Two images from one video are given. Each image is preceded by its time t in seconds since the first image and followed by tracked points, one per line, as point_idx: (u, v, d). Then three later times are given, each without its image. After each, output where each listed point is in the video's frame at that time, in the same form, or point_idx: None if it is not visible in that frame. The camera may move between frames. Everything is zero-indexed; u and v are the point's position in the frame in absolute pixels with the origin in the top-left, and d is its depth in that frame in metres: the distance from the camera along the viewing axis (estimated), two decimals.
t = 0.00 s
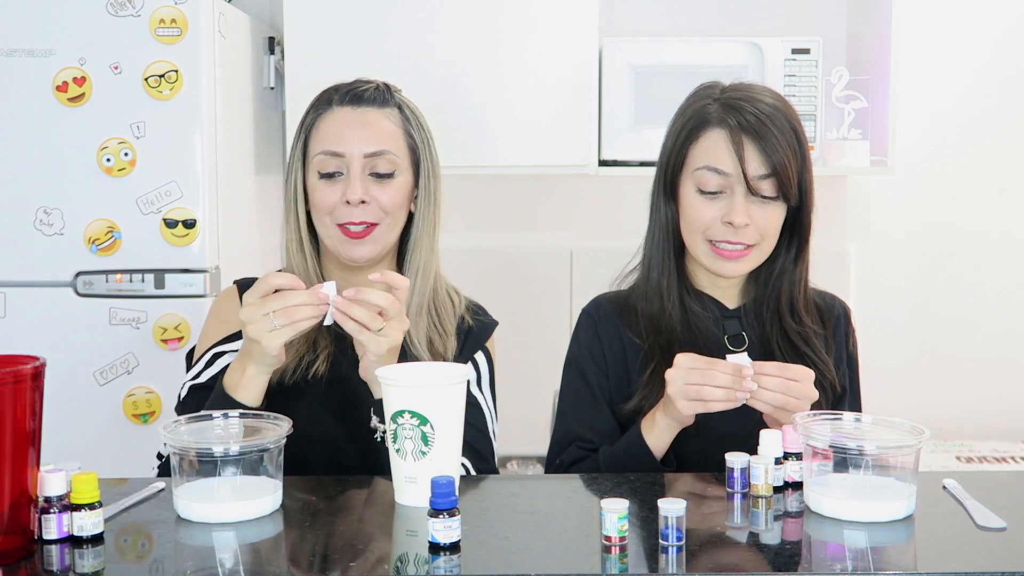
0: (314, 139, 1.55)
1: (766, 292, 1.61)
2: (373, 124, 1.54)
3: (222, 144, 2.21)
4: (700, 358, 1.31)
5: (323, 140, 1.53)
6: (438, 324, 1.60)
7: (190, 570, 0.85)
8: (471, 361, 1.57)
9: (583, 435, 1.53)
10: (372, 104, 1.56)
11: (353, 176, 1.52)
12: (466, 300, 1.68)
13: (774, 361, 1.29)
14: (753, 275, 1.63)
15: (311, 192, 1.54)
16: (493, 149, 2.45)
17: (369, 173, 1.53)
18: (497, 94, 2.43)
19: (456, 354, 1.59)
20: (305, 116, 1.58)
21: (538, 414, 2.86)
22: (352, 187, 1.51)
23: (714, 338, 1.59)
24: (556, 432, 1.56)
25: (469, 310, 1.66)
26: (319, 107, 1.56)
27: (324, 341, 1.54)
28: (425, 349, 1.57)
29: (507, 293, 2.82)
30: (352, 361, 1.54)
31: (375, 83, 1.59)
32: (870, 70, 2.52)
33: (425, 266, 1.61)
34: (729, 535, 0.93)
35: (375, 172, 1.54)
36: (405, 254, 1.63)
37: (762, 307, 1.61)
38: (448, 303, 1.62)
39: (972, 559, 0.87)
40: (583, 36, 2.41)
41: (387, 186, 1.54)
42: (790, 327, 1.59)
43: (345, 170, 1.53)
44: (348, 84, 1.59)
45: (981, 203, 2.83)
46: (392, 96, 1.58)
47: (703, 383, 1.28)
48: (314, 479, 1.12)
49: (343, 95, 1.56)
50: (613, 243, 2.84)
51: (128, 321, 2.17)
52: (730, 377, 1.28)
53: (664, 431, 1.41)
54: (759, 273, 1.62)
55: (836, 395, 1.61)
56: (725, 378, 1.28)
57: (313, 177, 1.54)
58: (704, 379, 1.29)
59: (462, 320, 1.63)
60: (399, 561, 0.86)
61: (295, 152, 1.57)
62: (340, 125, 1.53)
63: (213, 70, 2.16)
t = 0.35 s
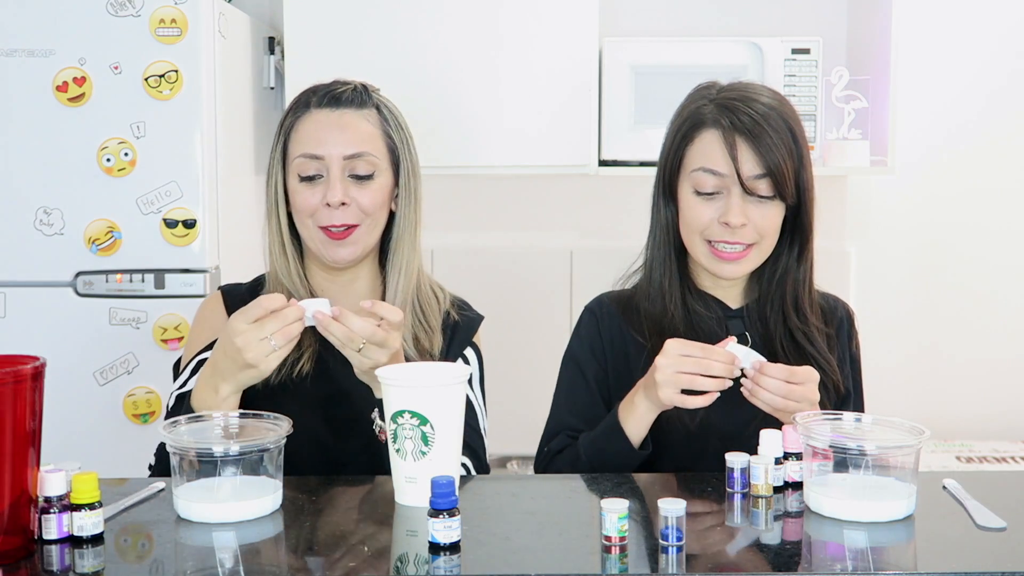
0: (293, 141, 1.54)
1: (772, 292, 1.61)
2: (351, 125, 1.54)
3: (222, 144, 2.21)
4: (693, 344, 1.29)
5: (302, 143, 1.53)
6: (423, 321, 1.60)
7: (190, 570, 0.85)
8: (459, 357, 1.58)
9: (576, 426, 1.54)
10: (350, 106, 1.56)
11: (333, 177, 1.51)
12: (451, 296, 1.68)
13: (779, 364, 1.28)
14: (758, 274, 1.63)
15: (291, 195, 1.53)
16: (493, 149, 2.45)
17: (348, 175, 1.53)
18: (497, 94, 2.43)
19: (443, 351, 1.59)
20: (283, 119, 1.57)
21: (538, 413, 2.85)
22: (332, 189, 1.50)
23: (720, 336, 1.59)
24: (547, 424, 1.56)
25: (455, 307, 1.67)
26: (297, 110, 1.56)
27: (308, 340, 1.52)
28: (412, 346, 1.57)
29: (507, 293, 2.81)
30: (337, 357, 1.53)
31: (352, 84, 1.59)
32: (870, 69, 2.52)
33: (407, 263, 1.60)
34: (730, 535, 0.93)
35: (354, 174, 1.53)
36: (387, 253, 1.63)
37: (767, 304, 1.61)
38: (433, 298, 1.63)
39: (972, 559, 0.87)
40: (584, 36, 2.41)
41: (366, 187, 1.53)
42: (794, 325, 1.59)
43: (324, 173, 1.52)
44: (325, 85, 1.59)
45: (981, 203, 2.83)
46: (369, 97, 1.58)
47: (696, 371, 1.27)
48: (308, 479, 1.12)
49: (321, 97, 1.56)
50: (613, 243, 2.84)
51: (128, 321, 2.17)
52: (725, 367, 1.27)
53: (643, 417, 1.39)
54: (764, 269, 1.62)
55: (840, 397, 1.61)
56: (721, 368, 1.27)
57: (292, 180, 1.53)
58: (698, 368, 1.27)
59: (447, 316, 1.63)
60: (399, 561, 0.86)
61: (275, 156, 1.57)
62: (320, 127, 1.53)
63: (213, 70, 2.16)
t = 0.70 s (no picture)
0: (287, 141, 1.54)
1: (770, 291, 1.61)
2: (345, 125, 1.54)
3: (222, 144, 2.21)
4: (689, 338, 1.28)
5: (296, 142, 1.53)
6: (415, 318, 1.59)
7: (190, 570, 0.85)
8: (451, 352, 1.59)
9: (573, 421, 1.54)
10: (344, 106, 1.56)
11: (328, 178, 1.51)
12: (443, 292, 1.69)
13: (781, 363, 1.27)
14: (756, 272, 1.63)
15: (285, 195, 1.53)
16: (493, 150, 2.46)
17: (342, 175, 1.53)
18: (497, 94, 2.43)
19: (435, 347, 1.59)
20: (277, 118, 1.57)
21: (537, 413, 2.86)
22: (327, 189, 1.50)
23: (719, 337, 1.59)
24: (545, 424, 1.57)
25: (446, 300, 1.67)
26: (292, 110, 1.56)
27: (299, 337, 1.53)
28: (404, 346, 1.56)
29: (507, 293, 2.82)
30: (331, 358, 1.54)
31: (347, 84, 1.59)
32: (870, 69, 2.52)
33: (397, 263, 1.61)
34: (729, 535, 0.93)
35: (348, 174, 1.53)
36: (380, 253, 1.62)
37: (765, 303, 1.61)
38: (425, 296, 1.63)
39: (973, 559, 0.87)
40: (584, 36, 2.41)
41: (361, 187, 1.53)
42: (794, 323, 1.59)
43: (319, 173, 1.52)
44: (320, 86, 1.59)
45: (980, 202, 2.83)
46: (363, 97, 1.58)
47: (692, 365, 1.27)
48: (309, 480, 1.12)
49: (316, 97, 1.56)
50: (613, 243, 2.84)
51: (128, 321, 2.17)
52: (720, 362, 1.28)
53: (638, 410, 1.39)
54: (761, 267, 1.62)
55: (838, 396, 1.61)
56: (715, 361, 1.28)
57: (287, 180, 1.53)
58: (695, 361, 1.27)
59: (440, 309, 1.64)
60: (399, 561, 0.86)
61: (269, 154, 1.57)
62: (314, 126, 1.53)
63: (213, 70, 2.16)
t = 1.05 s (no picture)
0: (289, 136, 1.54)
1: (763, 291, 1.60)
2: (347, 122, 1.54)
3: (222, 144, 2.21)
4: (679, 353, 1.28)
5: (299, 137, 1.53)
6: (414, 317, 1.60)
7: (190, 570, 0.85)
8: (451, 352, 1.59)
9: (576, 431, 1.54)
10: (350, 106, 1.56)
11: (331, 174, 1.51)
12: (441, 289, 1.69)
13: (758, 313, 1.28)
14: (746, 270, 1.62)
15: (285, 189, 1.53)
16: (493, 150, 2.46)
17: (345, 173, 1.53)
18: (497, 94, 2.43)
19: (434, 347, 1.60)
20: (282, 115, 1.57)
21: (537, 413, 2.85)
22: (329, 185, 1.51)
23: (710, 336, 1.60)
24: (556, 437, 1.56)
25: (444, 298, 1.67)
26: (296, 106, 1.56)
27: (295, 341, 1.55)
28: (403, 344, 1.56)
29: (507, 293, 2.82)
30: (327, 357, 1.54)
31: (352, 85, 1.59)
32: (870, 69, 2.52)
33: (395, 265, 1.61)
34: (729, 535, 0.93)
35: (351, 172, 1.53)
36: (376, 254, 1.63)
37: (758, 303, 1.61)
38: (422, 294, 1.63)
39: (973, 559, 0.86)
40: (584, 36, 2.41)
41: (364, 185, 1.54)
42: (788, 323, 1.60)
43: (321, 169, 1.52)
44: (325, 85, 1.58)
45: (980, 202, 2.83)
46: (368, 99, 1.58)
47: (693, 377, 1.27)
48: (309, 480, 1.12)
49: (321, 95, 1.56)
50: (613, 243, 2.84)
51: (128, 321, 2.17)
52: (717, 367, 1.27)
53: (653, 428, 1.40)
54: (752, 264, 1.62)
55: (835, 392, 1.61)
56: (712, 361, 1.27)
57: (288, 175, 1.53)
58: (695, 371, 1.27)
59: (438, 308, 1.64)
60: (400, 561, 0.86)
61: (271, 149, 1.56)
62: (314, 121, 1.53)
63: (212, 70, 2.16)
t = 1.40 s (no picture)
0: (295, 129, 1.55)
1: (763, 288, 1.61)
2: (352, 116, 1.55)
3: (222, 143, 2.21)
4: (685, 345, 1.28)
5: (307, 128, 1.54)
6: (416, 324, 1.58)
7: (190, 570, 0.85)
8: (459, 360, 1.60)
9: (576, 431, 1.53)
10: (358, 102, 1.57)
11: (335, 167, 1.53)
12: (447, 293, 1.67)
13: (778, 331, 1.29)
14: (747, 270, 1.63)
15: (290, 180, 1.54)
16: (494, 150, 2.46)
17: (350, 167, 1.54)
18: (498, 94, 2.43)
19: (437, 353, 1.59)
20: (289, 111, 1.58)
21: (537, 413, 2.85)
22: (332, 177, 1.52)
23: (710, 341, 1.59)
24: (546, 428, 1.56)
25: (450, 303, 1.65)
26: (304, 101, 1.57)
27: (297, 338, 1.53)
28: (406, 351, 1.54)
29: (507, 293, 2.82)
30: (330, 357, 1.54)
31: (361, 83, 1.59)
32: (870, 69, 2.52)
33: (401, 268, 1.60)
34: (729, 535, 0.93)
35: (356, 167, 1.55)
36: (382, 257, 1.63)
37: (756, 301, 1.62)
38: (425, 298, 1.62)
39: (972, 559, 0.86)
40: (584, 36, 2.41)
41: (368, 180, 1.55)
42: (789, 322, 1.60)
43: (325, 161, 1.53)
44: (333, 81, 1.58)
45: (980, 202, 2.83)
46: (376, 98, 1.59)
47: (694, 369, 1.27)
48: (309, 480, 1.12)
49: (329, 91, 1.56)
50: (613, 243, 2.84)
51: (128, 321, 2.17)
52: (721, 362, 1.27)
53: (641, 423, 1.39)
54: (751, 260, 1.63)
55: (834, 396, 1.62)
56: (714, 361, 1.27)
57: (294, 167, 1.54)
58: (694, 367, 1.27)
59: (446, 317, 1.63)
60: (399, 561, 0.86)
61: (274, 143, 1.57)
62: (321, 113, 1.54)
63: (212, 70, 2.16)
